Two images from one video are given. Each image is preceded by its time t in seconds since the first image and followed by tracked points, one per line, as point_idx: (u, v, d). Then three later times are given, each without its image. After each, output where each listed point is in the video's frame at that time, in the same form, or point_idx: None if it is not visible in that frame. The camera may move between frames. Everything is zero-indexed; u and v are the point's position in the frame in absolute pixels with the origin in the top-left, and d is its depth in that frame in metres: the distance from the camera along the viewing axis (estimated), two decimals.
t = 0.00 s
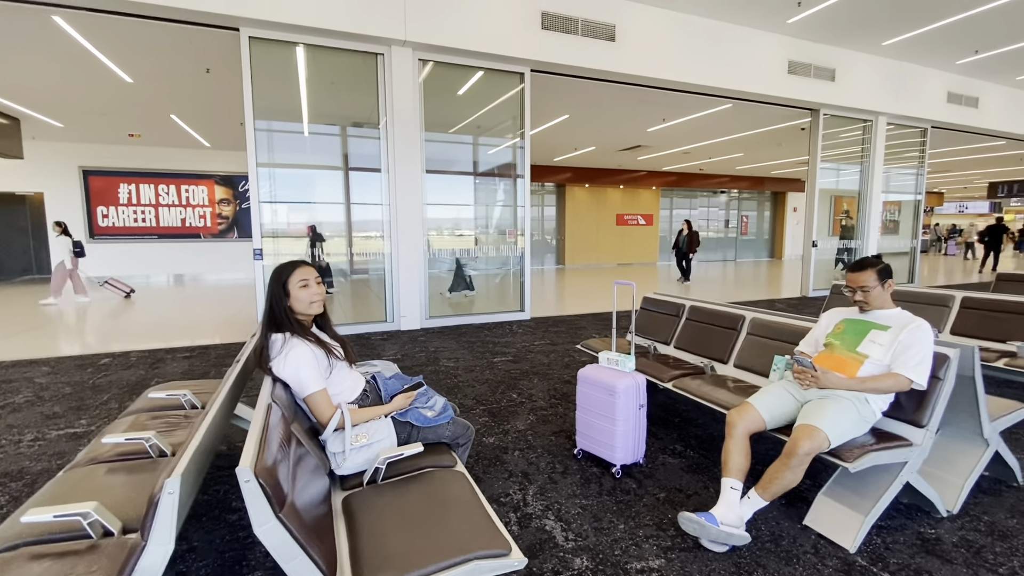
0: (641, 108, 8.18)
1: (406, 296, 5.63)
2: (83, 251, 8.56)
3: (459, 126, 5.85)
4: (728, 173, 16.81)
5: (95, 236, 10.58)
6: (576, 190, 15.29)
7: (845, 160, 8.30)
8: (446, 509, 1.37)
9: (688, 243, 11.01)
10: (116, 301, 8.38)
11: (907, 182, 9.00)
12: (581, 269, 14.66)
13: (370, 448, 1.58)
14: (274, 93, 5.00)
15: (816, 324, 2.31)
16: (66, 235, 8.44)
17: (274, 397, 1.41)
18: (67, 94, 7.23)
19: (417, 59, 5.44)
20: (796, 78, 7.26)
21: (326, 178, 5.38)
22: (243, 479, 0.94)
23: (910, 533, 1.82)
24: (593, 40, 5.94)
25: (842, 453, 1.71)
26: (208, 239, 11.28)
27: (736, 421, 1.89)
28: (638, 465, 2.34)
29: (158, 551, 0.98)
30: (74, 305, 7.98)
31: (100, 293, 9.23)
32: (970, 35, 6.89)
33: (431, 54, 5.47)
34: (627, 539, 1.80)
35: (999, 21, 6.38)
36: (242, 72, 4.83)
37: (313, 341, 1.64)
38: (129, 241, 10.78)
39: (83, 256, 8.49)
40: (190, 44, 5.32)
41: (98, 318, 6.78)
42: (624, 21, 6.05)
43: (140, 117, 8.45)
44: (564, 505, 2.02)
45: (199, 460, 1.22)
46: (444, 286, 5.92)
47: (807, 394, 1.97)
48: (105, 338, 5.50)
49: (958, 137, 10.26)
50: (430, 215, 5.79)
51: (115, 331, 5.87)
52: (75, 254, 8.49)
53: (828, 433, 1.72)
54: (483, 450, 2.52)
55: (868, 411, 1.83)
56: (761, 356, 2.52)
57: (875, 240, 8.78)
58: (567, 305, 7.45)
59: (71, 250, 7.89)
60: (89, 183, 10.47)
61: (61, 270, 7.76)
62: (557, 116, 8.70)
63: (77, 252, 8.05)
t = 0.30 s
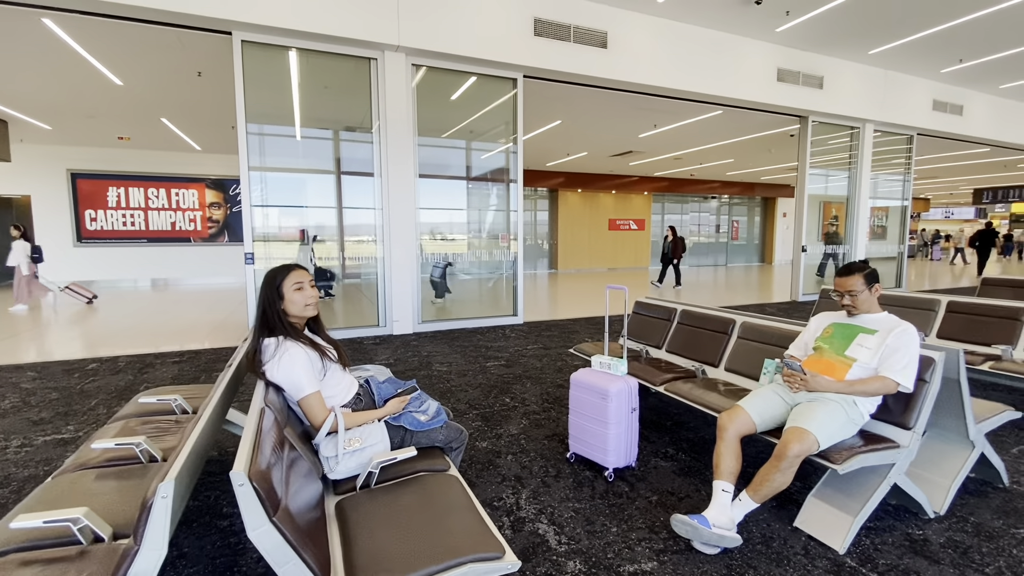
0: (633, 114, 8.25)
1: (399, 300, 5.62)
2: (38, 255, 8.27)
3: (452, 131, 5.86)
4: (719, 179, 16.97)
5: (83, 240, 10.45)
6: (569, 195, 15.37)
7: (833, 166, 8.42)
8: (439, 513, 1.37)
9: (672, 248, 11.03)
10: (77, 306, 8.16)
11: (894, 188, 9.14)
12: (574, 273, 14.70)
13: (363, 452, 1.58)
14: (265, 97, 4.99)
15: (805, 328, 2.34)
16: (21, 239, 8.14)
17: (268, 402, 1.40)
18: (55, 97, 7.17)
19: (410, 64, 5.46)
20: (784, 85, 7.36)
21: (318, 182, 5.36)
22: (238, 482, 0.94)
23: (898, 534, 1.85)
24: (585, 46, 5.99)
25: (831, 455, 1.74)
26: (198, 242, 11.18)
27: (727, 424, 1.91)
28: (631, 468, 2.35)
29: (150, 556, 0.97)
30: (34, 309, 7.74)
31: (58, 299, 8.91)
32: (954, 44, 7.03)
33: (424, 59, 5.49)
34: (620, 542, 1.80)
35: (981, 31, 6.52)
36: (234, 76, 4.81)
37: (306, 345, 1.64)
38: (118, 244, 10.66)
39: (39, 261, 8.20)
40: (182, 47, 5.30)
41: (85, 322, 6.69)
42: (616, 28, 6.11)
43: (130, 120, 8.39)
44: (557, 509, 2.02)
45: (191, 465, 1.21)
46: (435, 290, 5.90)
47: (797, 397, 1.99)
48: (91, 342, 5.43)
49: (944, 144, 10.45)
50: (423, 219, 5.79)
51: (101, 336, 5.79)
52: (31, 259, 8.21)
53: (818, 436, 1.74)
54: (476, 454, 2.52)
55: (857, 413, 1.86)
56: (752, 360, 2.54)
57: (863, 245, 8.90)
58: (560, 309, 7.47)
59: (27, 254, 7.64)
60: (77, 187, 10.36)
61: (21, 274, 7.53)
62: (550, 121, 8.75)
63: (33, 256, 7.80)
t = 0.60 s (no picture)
0: (624, 119, 8.32)
1: (389, 302, 5.60)
2: None
3: (444, 133, 5.85)
4: (708, 184, 17.14)
5: (67, 240, 10.27)
6: (560, 198, 15.43)
7: (820, 172, 8.55)
8: (430, 515, 1.37)
9: (652, 251, 11.00)
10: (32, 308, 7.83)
11: (879, 194, 9.30)
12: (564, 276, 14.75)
13: (354, 454, 1.57)
14: (255, 97, 4.95)
15: (793, 331, 2.37)
16: None
17: (258, 403, 1.39)
18: (39, 94, 7.06)
19: (401, 65, 5.45)
20: (773, 91, 7.47)
21: (308, 183, 5.32)
22: (228, 483, 0.94)
23: (883, 534, 1.88)
24: (577, 51, 6.04)
25: (818, 456, 1.76)
26: (185, 243, 11.04)
27: (716, 425, 1.93)
28: (621, 470, 2.36)
29: (139, 557, 0.96)
30: None
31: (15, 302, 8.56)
32: (936, 54, 7.19)
33: (416, 61, 5.49)
34: (610, 543, 1.81)
35: (963, 41, 6.67)
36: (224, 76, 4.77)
37: (297, 345, 1.63)
38: (102, 245, 10.50)
39: None
40: (171, 46, 5.25)
41: (67, 324, 6.57)
42: (607, 33, 6.16)
43: (117, 118, 8.28)
44: (548, 511, 2.02)
45: (181, 466, 1.20)
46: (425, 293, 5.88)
47: (784, 399, 2.02)
48: (74, 344, 5.33)
49: (927, 151, 10.65)
50: (414, 222, 5.79)
51: (85, 338, 5.69)
52: None
53: (805, 437, 1.76)
54: (467, 456, 2.51)
55: (843, 414, 1.89)
56: (740, 362, 2.57)
57: (849, 250, 9.04)
58: (550, 312, 7.49)
59: None
60: (61, 186, 10.19)
61: None
62: (542, 125, 8.79)
63: None
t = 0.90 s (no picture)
0: (617, 124, 8.38)
1: (381, 303, 5.57)
2: None
3: (437, 135, 5.86)
4: (699, 189, 17.29)
5: (54, 238, 10.14)
6: (553, 202, 15.49)
7: (810, 178, 8.66)
8: (423, 514, 1.37)
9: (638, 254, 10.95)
10: None
11: (867, 201, 9.43)
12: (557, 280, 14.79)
13: (347, 454, 1.58)
14: (248, 97, 4.93)
15: (782, 334, 2.40)
16: None
17: (251, 404, 1.38)
18: (27, 91, 6.97)
19: (396, 67, 5.46)
20: (764, 98, 7.57)
21: (300, 184, 5.30)
22: (222, 482, 0.94)
23: (870, 535, 1.91)
24: (570, 55, 6.08)
25: (807, 458, 1.79)
26: (174, 243, 10.93)
27: (707, 427, 1.95)
28: (613, 471, 2.38)
29: (132, 554, 0.96)
30: None
31: None
32: (923, 63, 7.32)
33: (411, 63, 5.50)
34: (602, 544, 1.82)
35: (948, 51, 6.81)
36: (217, 75, 4.75)
37: (291, 347, 1.63)
38: (90, 243, 10.36)
39: None
40: (163, 44, 5.21)
41: (53, 323, 6.47)
42: (601, 38, 6.21)
43: (106, 116, 8.20)
44: (540, 512, 2.03)
45: (173, 466, 1.19)
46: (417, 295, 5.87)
47: (774, 400, 2.05)
48: (60, 344, 5.26)
49: (914, 159, 10.83)
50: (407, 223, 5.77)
51: (71, 338, 5.61)
52: None
53: (794, 439, 1.79)
54: (459, 458, 2.51)
55: (831, 417, 1.91)
56: (731, 365, 2.60)
57: (838, 255, 9.14)
58: (542, 315, 7.51)
59: None
60: (49, 184, 10.06)
61: None
62: (536, 128, 8.82)
63: None
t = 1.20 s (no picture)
0: (608, 125, 8.41)
1: (370, 302, 5.53)
2: None
3: (428, 134, 5.83)
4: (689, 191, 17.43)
5: (35, 233, 9.94)
6: (543, 202, 15.51)
7: (797, 182, 8.76)
8: (411, 515, 1.36)
9: (623, 258, 10.82)
10: None
11: (853, 205, 9.56)
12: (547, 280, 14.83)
13: (334, 454, 1.56)
14: (236, 92, 4.86)
15: (770, 336, 2.42)
16: None
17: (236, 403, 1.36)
18: (8, 83, 6.83)
19: (387, 65, 5.43)
20: (753, 103, 7.64)
21: (289, 181, 5.25)
22: (206, 481, 0.92)
23: (854, 534, 1.93)
24: (563, 56, 6.09)
25: (793, 458, 1.80)
26: (159, 239, 10.76)
27: (695, 427, 1.96)
28: (600, 471, 2.38)
29: (113, 555, 0.94)
30: None
31: None
32: (908, 70, 7.45)
33: (402, 61, 5.47)
34: (589, 544, 1.83)
35: (933, 59, 6.93)
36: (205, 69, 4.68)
37: (276, 345, 1.61)
38: (73, 239, 10.18)
39: None
40: (150, 37, 5.13)
41: (33, 320, 6.35)
42: (593, 40, 6.24)
43: (90, 110, 8.06)
44: (528, 512, 2.03)
45: (155, 466, 1.17)
46: (407, 294, 5.84)
47: (761, 401, 2.06)
48: (41, 340, 5.16)
49: (899, 164, 11.01)
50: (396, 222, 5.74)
51: (52, 335, 5.51)
52: None
53: (780, 439, 1.80)
54: (447, 458, 2.50)
55: (817, 418, 1.94)
56: (718, 366, 2.62)
57: (824, 258, 9.26)
58: (532, 315, 7.52)
59: None
60: (31, 177, 9.87)
61: None
62: (527, 128, 8.82)
63: None
